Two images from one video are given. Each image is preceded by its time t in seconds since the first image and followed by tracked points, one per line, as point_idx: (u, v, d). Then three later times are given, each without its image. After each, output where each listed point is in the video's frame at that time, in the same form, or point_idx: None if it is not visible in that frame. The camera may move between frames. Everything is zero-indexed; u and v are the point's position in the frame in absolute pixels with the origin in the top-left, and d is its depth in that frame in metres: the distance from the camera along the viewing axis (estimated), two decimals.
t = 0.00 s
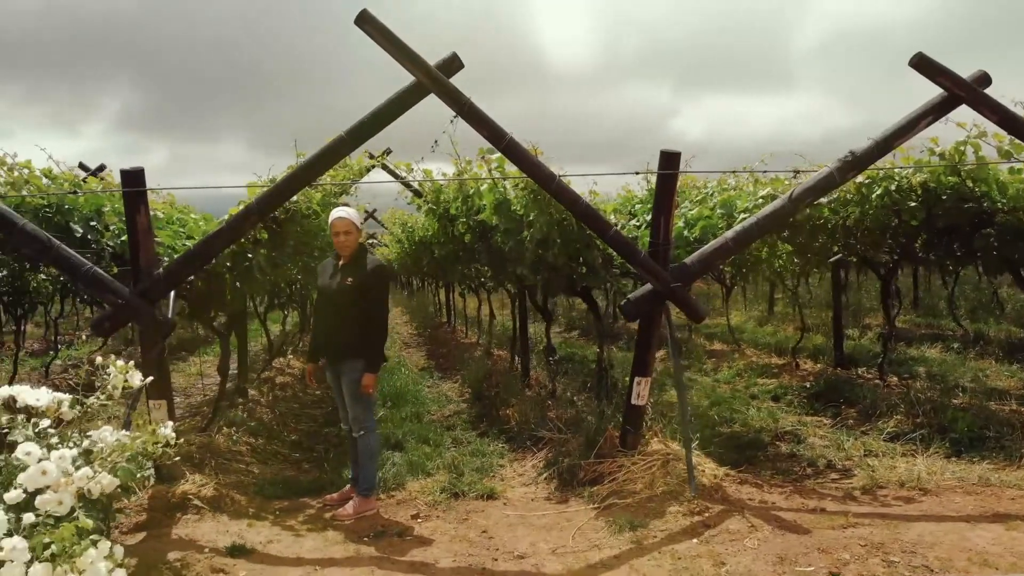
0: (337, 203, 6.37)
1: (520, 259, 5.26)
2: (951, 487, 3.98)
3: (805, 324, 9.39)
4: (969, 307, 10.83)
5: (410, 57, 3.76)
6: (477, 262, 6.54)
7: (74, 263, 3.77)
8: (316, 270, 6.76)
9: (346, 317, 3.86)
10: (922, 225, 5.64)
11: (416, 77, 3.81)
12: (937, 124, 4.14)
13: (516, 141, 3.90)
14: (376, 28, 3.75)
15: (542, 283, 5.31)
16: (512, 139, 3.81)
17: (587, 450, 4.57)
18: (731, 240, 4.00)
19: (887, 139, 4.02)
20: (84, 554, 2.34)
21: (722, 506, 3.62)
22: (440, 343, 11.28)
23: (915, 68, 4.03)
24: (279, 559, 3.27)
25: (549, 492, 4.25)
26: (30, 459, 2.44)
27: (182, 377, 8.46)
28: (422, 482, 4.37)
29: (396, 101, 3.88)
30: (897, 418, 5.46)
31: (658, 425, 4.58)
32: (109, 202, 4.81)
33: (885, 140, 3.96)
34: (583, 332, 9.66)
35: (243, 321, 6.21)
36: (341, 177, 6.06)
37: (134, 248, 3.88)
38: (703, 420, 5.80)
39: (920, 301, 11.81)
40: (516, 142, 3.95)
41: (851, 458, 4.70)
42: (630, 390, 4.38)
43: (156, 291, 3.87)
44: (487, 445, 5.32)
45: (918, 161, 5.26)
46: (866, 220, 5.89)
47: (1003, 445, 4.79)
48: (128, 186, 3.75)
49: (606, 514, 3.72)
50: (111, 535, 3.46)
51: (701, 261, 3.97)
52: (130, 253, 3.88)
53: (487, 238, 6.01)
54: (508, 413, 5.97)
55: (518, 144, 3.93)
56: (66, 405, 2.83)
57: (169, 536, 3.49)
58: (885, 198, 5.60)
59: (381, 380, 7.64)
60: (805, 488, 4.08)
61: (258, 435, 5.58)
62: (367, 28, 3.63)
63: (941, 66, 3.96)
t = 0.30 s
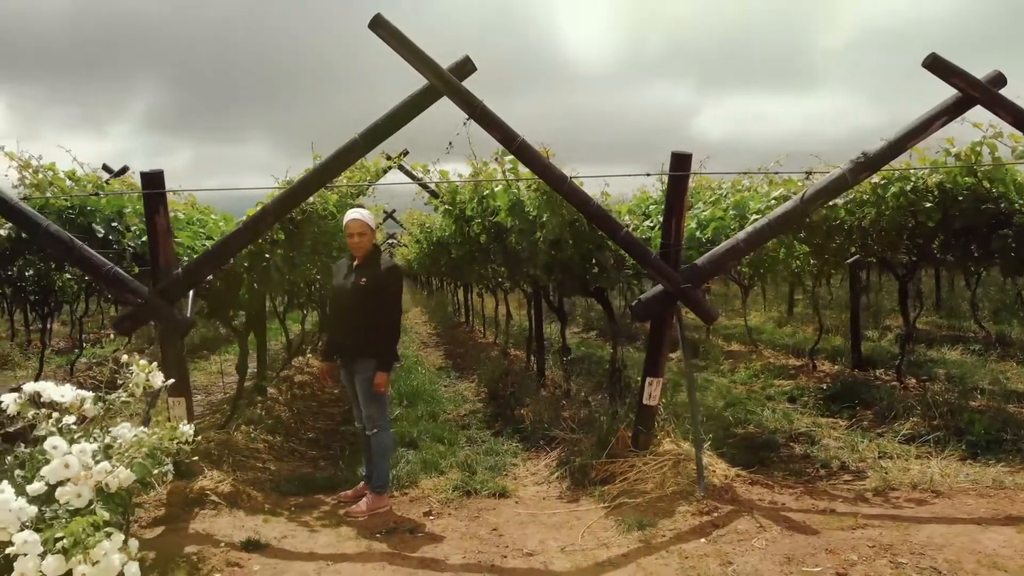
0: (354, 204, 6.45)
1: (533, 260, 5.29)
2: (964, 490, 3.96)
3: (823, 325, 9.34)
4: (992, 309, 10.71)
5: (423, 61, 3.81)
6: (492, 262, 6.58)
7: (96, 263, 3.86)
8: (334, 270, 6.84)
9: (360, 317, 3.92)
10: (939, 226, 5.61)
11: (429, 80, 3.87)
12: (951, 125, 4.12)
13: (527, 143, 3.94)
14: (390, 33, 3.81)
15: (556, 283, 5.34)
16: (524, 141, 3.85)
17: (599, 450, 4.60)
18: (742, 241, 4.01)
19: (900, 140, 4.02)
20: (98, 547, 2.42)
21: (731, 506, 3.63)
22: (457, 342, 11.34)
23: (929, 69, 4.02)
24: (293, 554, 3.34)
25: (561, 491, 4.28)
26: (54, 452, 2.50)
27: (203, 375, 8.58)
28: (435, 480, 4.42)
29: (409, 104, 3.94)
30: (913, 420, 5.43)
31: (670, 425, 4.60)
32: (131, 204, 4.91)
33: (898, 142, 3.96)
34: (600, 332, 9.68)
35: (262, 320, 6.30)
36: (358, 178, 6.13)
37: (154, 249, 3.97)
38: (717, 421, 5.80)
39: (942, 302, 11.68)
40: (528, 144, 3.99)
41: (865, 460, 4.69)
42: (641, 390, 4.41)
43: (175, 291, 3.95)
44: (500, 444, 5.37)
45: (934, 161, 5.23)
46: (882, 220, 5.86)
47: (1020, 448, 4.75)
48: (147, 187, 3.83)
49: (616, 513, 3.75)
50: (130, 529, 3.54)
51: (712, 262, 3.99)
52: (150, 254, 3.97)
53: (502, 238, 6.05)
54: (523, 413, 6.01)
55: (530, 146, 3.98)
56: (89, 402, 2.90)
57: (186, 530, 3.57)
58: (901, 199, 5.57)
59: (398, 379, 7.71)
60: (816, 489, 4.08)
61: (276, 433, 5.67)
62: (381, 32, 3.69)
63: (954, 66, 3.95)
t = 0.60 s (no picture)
0: (371, 204, 6.52)
1: (548, 260, 5.32)
2: (979, 492, 3.94)
3: (843, 326, 9.28)
4: (1017, 310, 10.56)
5: (437, 63, 3.85)
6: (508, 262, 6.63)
7: (117, 262, 3.94)
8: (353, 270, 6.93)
9: (373, 316, 3.98)
10: (957, 227, 5.56)
11: (442, 83, 3.91)
12: (967, 125, 4.10)
13: (540, 144, 3.98)
14: (404, 36, 3.85)
15: (570, 283, 5.37)
16: (536, 142, 3.89)
17: (611, 449, 4.62)
18: (754, 242, 4.02)
19: (916, 139, 4.00)
20: (119, 537, 2.48)
21: (742, 506, 3.64)
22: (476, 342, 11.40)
23: (944, 69, 4.00)
24: (306, 549, 3.40)
25: (573, 489, 4.31)
26: (74, 447, 2.58)
27: (225, 373, 8.70)
28: (449, 478, 4.47)
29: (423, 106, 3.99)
30: (931, 422, 5.39)
31: (683, 425, 4.61)
32: (152, 205, 5.01)
33: (912, 142, 3.94)
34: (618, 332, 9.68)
35: (281, 319, 6.39)
36: (374, 179, 6.19)
37: (174, 249, 4.05)
38: (733, 422, 5.80)
39: (967, 303, 11.54)
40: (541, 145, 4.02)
41: (880, 462, 4.67)
42: (654, 390, 4.43)
43: (194, 290, 4.03)
44: (514, 443, 5.40)
45: (952, 162, 5.19)
46: (900, 221, 5.81)
47: None
48: (168, 188, 3.92)
49: (627, 512, 3.77)
50: (149, 523, 3.62)
51: (724, 263, 4.00)
52: (170, 254, 4.05)
53: (517, 239, 6.09)
54: (538, 412, 6.04)
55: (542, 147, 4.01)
56: (111, 400, 2.99)
57: (203, 525, 3.64)
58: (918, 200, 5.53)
59: (415, 378, 7.77)
60: (828, 491, 4.08)
61: (294, 430, 5.75)
62: (396, 36, 3.74)
63: (970, 66, 3.92)
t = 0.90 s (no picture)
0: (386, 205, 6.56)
1: (560, 261, 5.34)
2: (992, 496, 3.90)
3: (863, 327, 9.20)
4: None
5: (447, 66, 3.88)
6: (523, 262, 6.65)
7: (134, 263, 4.01)
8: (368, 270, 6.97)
9: (384, 317, 4.02)
10: (975, 228, 5.50)
11: (453, 85, 3.94)
12: (982, 125, 4.05)
13: (550, 145, 4.00)
14: (415, 38, 3.88)
15: (582, 283, 5.37)
16: (546, 144, 3.91)
17: (621, 449, 4.63)
18: (765, 244, 4.00)
19: (929, 139, 3.96)
20: (128, 533, 2.56)
21: (750, 508, 3.63)
22: (494, 342, 11.43)
23: (959, 69, 3.96)
24: (316, 546, 3.44)
25: (583, 490, 4.32)
26: (85, 443, 2.67)
27: (244, 372, 8.80)
28: (460, 477, 4.50)
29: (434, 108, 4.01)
30: (948, 425, 5.34)
31: (695, 426, 4.61)
32: (170, 206, 5.08)
33: (926, 142, 3.90)
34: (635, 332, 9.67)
35: (297, 319, 6.45)
36: (389, 180, 6.24)
37: (190, 250, 4.12)
38: (747, 424, 5.77)
39: (991, 305, 11.39)
40: (551, 147, 4.04)
41: (894, 465, 4.63)
42: (665, 391, 4.43)
43: (209, 290, 4.09)
44: (527, 443, 5.42)
45: (968, 162, 5.13)
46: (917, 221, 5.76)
47: None
48: (183, 190, 3.98)
49: (636, 512, 3.77)
50: (163, 519, 3.68)
51: (734, 264, 3.99)
52: (186, 254, 4.11)
53: (531, 239, 6.10)
54: (552, 413, 6.06)
55: (552, 149, 4.03)
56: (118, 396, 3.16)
57: (216, 521, 3.70)
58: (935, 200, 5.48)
59: (431, 378, 7.82)
60: (839, 493, 4.06)
61: (310, 429, 5.80)
62: (406, 38, 3.77)
63: (985, 66, 3.88)
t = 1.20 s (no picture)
0: (400, 206, 6.59)
1: (572, 262, 5.33)
2: (1008, 502, 3.84)
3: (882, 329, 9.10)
4: None
5: (457, 68, 3.89)
6: (536, 263, 6.65)
7: (147, 263, 4.06)
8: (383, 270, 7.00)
9: (394, 317, 4.03)
10: (994, 229, 5.42)
11: (463, 87, 3.95)
12: (998, 125, 3.99)
13: (560, 146, 3.99)
14: (425, 40, 3.90)
15: (594, 285, 5.36)
16: (556, 145, 3.90)
17: (632, 451, 4.61)
18: (776, 245, 3.97)
19: (944, 140, 3.91)
20: (133, 529, 2.64)
21: (759, 511, 3.61)
22: (510, 342, 11.44)
23: (974, 68, 3.91)
24: (325, 545, 3.46)
25: (593, 491, 4.31)
26: (90, 441, 2.75)
27: (261, 371, 8.87)
28: (470, 478, 4.51)
29: (444, 110, 4.02)
30: (967, 428, 5.26)
31: (706, 428, 4.58)
32: (185, 207, 5.13)
33: (940, 143, 3.85)
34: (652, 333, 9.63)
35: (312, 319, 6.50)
36: (402, 180, 6.26)
37: (203, 250, 4.16)
38: (761, 426, 5.73)
39: (1015, 306, 11.21)
40: (561, 148, 4.03)
41: (909, 469, 4.58)
42: (676, 393, 4.41)
43: (221, 290, 4.12)
44: (539, 444, 5.42)
45: (986, 162, 5.06)
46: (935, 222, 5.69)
47: None
48: (196, 191, 4.02)
49: (644, 515, 3.75)
50: (175, 517, 3.73)
51: (744, 265, 3.97)
52: (199, 255, 4.16)
53: (544, 240, 6.10)
54: (565, 413, 6.05)
55: (562, 150, 4.02)
56: (125, 393, 3.26)
57: (227, 520, 3.73)
58: (953, 201, 5.42)
59: (446, 378, 7.84)
60: (852, 497, 4.02)
61: (324, 428, 5.84)
62: (417, 41, 3.78)
63: (1002, 65, 3.82)
